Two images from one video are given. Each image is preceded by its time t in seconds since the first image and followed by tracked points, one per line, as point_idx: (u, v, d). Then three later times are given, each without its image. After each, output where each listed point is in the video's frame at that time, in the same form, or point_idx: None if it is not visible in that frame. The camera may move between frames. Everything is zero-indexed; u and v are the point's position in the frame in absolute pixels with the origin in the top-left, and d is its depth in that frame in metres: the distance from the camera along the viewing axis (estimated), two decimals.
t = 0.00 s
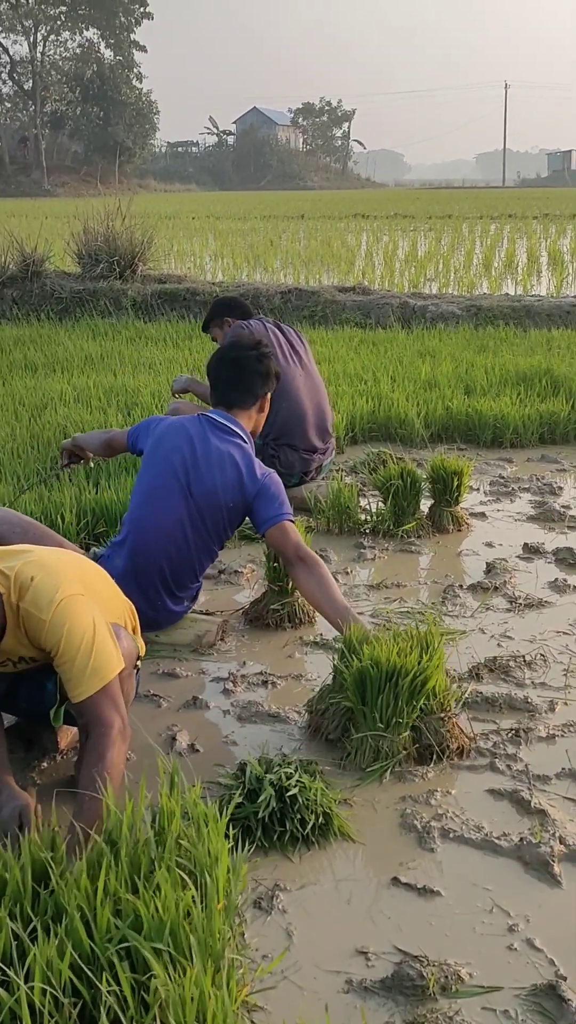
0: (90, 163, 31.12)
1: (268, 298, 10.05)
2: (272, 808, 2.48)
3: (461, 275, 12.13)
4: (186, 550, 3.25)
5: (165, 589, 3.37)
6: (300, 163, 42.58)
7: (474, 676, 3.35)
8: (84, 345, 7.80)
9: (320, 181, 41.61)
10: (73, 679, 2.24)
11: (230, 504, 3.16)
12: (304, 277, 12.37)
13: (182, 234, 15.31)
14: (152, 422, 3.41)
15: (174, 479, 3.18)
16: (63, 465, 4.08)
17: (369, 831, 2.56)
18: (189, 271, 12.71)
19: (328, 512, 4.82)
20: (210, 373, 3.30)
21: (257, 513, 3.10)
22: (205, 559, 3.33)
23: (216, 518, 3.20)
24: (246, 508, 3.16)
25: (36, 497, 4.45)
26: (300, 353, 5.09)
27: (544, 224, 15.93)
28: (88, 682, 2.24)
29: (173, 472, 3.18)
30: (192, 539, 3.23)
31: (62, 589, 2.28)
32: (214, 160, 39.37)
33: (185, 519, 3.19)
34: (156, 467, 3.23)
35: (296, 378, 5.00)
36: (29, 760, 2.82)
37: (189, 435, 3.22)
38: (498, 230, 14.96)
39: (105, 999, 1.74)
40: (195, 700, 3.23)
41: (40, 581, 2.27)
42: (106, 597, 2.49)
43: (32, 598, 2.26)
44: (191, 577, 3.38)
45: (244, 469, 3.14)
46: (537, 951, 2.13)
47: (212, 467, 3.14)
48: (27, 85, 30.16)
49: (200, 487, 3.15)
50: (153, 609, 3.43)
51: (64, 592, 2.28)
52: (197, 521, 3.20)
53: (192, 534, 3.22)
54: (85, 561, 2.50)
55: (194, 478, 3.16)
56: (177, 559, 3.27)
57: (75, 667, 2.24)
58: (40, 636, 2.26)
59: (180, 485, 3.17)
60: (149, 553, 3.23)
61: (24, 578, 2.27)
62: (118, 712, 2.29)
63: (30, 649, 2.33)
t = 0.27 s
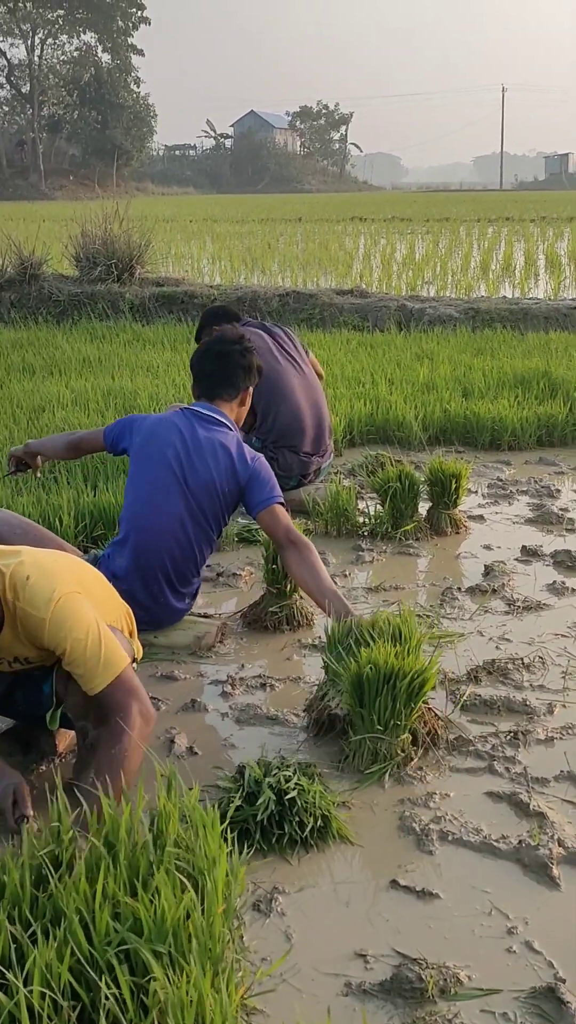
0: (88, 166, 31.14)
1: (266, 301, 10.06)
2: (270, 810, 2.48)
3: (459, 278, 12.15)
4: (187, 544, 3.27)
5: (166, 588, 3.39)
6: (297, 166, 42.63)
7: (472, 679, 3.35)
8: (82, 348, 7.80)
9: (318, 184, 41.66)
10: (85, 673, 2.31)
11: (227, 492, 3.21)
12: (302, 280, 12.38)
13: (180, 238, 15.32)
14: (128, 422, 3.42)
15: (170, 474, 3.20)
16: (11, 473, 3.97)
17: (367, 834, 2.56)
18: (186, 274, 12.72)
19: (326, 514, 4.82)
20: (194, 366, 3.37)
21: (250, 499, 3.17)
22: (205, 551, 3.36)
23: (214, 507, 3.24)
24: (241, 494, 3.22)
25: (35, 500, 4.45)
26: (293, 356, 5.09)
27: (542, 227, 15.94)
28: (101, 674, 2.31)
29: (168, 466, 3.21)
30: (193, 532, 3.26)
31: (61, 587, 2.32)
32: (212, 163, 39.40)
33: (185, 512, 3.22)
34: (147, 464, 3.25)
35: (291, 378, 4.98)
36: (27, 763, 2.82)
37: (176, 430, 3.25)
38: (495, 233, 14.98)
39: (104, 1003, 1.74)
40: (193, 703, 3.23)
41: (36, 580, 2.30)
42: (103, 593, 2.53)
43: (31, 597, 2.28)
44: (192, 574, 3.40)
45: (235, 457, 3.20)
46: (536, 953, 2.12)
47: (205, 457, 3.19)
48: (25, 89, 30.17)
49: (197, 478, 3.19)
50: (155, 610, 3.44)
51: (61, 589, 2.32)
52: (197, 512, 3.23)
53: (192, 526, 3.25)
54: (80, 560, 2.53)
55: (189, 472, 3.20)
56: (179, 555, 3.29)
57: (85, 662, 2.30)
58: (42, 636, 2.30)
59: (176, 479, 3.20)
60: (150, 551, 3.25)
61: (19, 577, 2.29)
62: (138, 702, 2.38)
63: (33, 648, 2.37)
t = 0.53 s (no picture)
0: (86, 170, 31.16)
1: (264, 304, 10.07)
2: (268, 814, 2.48)
3: (456, 282, 12.17)
4: (176, 537, 3.27)
5: (163, 586, 3.38)
6: (295, 170, 42.69)
7: (470, 682, 3.34)
8: (80, 352, 7.81)
9: (315, 188, 41.71)
10: (88, 664, 2.30)
11: (208, 478, 3.20)
12: (300, 284, 12.39)
13: (178, 241, 15.34)
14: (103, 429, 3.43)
15: (151, 468, 3.21)
16: None
17: (366, 837, 2.56)
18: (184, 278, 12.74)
19: (324, 518, 4.83)
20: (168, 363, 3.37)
21: (226, 482, 3.15)
22: (197, 544, 3.36)
23: (199, 495, 3.23)
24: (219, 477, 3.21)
25: (32, 504, 4.44)
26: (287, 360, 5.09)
27: (539, 230, 15.98)
28: (105, 664, 2.30)
29: (147, 462, 3.22)
30: (181, 523, 3.26)
31: (63, 581, 2.33)
32: (209, 167, 39.44)
33: (171, 503, 3.22)
34: (127, 463, 3.26)
35: (285, 383, 4.97)
36: (25, 767, 2.81)
37: (151, 425, 3.26)
38: (493, 236, 15.01)
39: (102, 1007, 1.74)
40: (191, 707, 3.23)
41: (37, 576, 2.31)
42: (102, 593, 2.53)
43: (35, 591, 2.29)
44: (187, 568, 3.39)
45: (210, 439, 3.19)
46: (534, 957, 2.12)
47: (182, 446, 3.20)
48: (23, 92, 30.19)
49: (177, 468, 3.20)
50: (154, 609, 3.43)
51: (63, 583, 2.33)
52: (182, 504, 3.23)
53: (179, 516, 3.24)
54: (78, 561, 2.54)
55: (169, 465, 3.21)
56: (171, 549, 3.29)
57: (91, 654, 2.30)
58: (47, 629, 2.29)
59: (157, 473, 3.21)
60: (142, 547, 3.25)
61: (21, 573, 2.29)
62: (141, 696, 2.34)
63: (38, 648, 2.37)
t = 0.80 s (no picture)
0: (84, 174, 31.20)
1: (262, 308, 10.07)
2: (267, 819, 2.48)
3: (454, 285, 12.19)
4: (174, 539, 3.27)
5: (161, 589, 3.38)
6: (293, 174, 42.74)
7: (469, 686, 3.34)
8: (78, 356, 7.81)
9: (313, 191, 41.76)
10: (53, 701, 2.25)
11: (204, 478, 3.22)
12: (297, 287, 12.40)
13: (176, 245, 15.36)
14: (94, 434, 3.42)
15: (147, 470, 3.22)
16: None
17: (364, 842, 2.56)
18: (182, 282, 12.75)
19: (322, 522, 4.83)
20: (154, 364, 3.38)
21: (219, 481, 3.17)
22: (194, 546, 3.36)
23: (195, 495, 3.24)
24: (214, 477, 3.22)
25: (30, 509, 4.44)
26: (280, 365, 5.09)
27: (536, 234, 16.00)
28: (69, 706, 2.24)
29: (142, 465, 3.22)
30: (178, 524, 3.25)
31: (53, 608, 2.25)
32: (207, 171, 39.49)
33: (167, 504, 3.22)
34: (121, 467, 3.25)
35: (278, 386, 4.97)
36: (23, 772, 2.81)
37: (146, 427, 3.27)
38: (491, 240, 15.03)
39: (102, 1013, 1.74)
40: (190, 711, 3.22)
41: (29, 597, 2.23)
42: (102, 606, 2.46)
43: (22, 613, 2.22)
44: (185, 571, 3.39)
45: (204, 440, 3.21)
46: (533, 961, 2.12)
47: (177, 447, 3.21)
48: (21, 97, 30.22)
49: (172, 469, 3.21)
50: (150, 613, 3.41)
51: (54, 609, 2.25)
52: (180, 505, 3.23)
53: (176, 516, 3.24)
54: (82, 576, 2.46)
55: (164, 468, 3.21)
56: (168, 552, 3.29)
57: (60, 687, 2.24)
58: (27, 653, 2.23)
59: (152, 475, 3.21)
60: (138, 549, 3.25)
61: (13, 591, 2.22)
62: (93, 746, 2.29)
63: (23, 662, 2.33)
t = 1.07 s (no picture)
0: (81, 177, 31.22)
1: (259, 311, 10.08)
2: (264, 823, 2.48)
3: (451, 289, 12.20)
4: (183, 542, 3.28)
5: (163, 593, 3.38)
6: (290, 177, 42.78)
7: (465, 690, 3.34)
8: (75, 360, 7.81)
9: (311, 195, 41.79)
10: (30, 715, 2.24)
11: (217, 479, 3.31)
12: (295, 291, 12.42)
13: (173, 249, 15.37)
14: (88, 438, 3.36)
15: (156, 470, 3.22)
16: None
17: (361, 845, 2.56)
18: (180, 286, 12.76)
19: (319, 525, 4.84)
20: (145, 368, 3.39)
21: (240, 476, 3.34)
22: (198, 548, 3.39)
23: (208, 496, 3.30)
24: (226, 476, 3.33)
25: (27, 512, 4.44)
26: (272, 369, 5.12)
27: (533, 237, 16.03)
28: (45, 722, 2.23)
29: (151, 468, 3.22)
30: (189, 525, 3.27)
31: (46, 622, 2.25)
32: (205, 175, 39.51)
33: (179, 503, 3.24)
34: (127, 471, 3.24)
35: (270, 389, 5.01)
36: (19, 776, 2.80)
37: (148, 430, 3.28)
38: (488, 243, 15.06)
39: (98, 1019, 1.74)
40: (186, 715, 3.22)
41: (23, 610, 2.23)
42: (95, 618, 2.46)
43: (14, 627, 2.21)
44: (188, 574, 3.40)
45: (216, 441, 3.31)
46: (530, 965, 2.12)
47: (188, 448, 3.26)
48: (18, 100, 30.23)
49: (184, 471, 3.24)
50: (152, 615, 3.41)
51: (46, 624, 2.24)
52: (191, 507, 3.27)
53: (187, 515, 3.26)
54: (78, 588, 2.45)
55: (175, 470, 3.24)
56: (177, 556, 3.29)
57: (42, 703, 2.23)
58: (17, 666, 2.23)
59: (163, 478, 3.22)
60: (146, 550, 3.22)
61: (6, 605, 2.22)
62: (60, 770, 2.27)
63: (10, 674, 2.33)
